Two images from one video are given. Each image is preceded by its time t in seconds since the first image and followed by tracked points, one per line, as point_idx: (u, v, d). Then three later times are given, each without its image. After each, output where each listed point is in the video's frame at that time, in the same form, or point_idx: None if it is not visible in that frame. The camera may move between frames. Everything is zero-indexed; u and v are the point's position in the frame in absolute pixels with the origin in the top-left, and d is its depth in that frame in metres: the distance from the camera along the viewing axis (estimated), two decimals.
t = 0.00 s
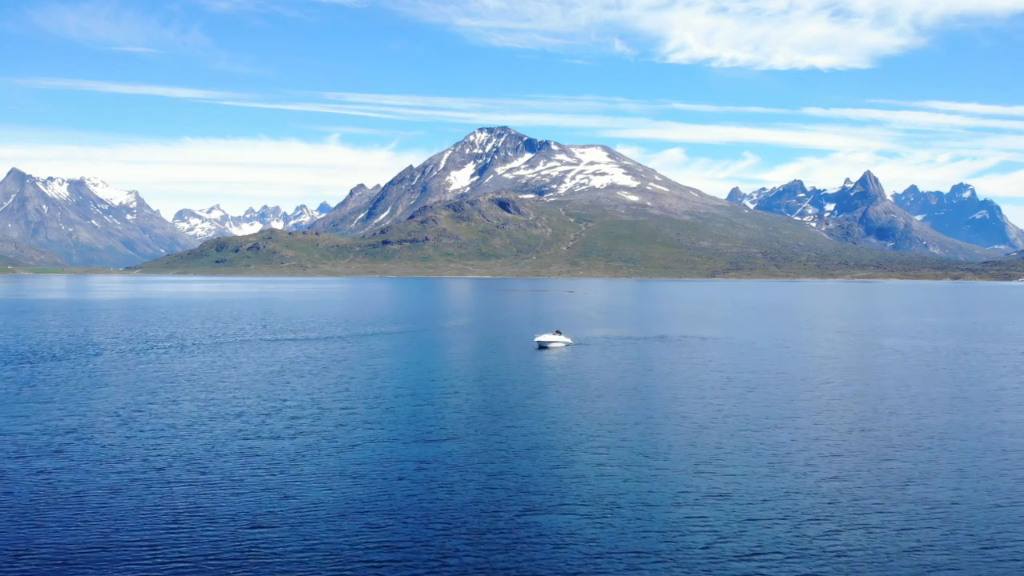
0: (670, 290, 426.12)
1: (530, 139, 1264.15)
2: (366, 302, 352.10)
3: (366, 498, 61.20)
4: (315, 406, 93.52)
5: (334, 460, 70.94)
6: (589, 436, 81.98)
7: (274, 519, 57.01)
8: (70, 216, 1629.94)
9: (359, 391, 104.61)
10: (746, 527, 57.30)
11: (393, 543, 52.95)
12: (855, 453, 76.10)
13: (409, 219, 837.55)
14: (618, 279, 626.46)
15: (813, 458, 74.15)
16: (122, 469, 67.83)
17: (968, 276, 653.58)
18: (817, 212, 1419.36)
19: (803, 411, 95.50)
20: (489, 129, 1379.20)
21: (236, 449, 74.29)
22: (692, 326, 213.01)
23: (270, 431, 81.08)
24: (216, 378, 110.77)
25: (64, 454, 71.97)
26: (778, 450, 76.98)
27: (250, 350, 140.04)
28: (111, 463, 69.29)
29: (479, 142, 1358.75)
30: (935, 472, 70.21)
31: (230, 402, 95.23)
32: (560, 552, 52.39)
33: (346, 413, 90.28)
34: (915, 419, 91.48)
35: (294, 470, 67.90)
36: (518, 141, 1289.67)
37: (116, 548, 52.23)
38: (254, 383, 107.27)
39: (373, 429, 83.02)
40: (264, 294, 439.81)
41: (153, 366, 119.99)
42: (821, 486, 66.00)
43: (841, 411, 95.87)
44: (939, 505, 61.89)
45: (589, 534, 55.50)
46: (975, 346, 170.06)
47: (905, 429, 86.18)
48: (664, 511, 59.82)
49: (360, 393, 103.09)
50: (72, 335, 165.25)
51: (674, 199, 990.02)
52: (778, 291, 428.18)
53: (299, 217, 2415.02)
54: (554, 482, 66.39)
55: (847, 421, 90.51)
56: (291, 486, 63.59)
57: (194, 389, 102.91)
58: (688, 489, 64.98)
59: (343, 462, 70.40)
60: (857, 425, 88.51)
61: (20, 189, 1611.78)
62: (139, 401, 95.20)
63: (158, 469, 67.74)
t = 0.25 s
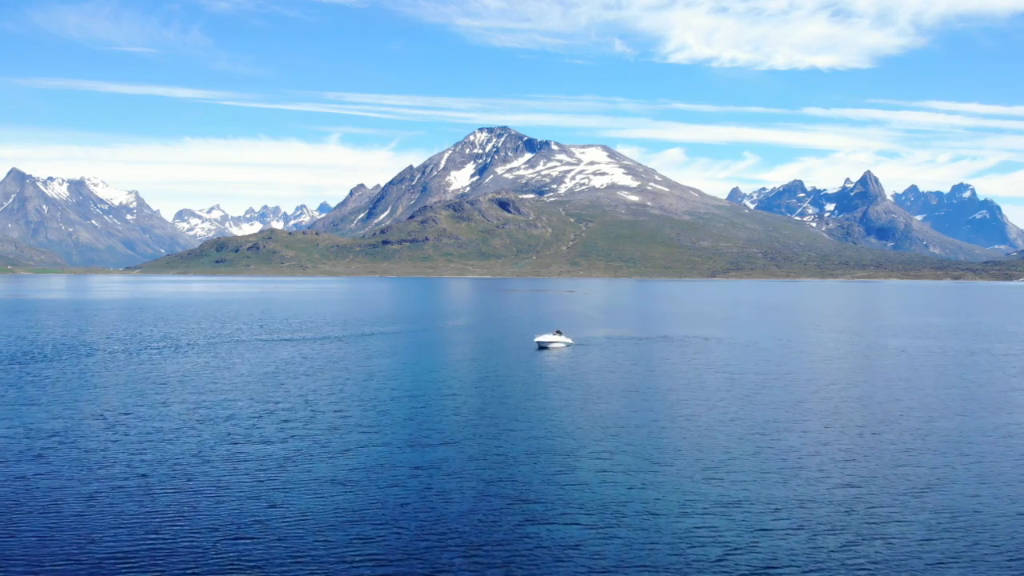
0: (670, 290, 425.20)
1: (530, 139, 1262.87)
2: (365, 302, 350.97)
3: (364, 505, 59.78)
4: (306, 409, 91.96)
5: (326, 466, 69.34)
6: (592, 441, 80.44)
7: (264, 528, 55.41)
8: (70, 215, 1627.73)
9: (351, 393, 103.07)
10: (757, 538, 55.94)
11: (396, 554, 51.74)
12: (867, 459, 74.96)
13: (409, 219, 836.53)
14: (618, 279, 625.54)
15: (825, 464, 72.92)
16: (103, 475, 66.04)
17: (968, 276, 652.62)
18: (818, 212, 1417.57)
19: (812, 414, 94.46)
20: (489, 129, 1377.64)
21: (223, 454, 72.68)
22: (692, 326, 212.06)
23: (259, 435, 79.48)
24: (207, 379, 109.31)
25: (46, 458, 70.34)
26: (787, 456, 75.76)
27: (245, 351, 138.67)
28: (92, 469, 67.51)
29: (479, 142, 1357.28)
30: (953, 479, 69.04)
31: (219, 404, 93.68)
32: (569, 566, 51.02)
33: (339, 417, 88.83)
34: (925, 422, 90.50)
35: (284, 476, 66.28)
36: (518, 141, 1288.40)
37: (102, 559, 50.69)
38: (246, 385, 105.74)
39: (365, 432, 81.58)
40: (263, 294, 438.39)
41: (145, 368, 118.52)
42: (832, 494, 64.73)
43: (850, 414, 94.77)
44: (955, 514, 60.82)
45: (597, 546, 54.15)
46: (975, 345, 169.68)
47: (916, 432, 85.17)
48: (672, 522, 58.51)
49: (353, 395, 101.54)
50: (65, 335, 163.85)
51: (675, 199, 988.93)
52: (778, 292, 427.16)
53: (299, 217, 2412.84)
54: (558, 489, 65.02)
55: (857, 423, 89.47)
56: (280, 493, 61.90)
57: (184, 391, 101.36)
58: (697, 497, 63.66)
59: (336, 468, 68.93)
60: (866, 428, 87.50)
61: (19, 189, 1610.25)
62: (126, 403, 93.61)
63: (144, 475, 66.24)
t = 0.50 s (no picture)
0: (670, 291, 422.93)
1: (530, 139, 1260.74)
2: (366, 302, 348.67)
3: (354, 516, 54.24)
4: (307, 409, 83.92)
5: (320, 471, 62.69)
6: (593, 442, 74.70)
7: (253, 544, 49.24)
8: (70, 215, 1626.55)
9: (356, 393, 94.23)
10: (780, 554, 50.71)
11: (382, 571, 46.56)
12: (883, 464, 69.26)
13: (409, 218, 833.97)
14: (619, 279, 622.71)
15: (838, 470, 67.28)
16: (80, 482, 59.50)
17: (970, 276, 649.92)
18: (818, 212, 1415.44)
19: (821, 416, 88.70)
20: (489, 129, 1375.63)
21: (198, 453, 67.79)
22: (695, 326, 210.01)
23: (253, 438, 71.77)
24: (199, 380, 103.06)
25: (11, 457, 65.62)
26: (799, 460, 69.94)
27: (239, 351, 134.57)
28: (69, 477, 60.55)
29: (479, 143, 1355.17)
30: (974, 487, 63.45)
31: (213, 406, 86.05)
32: None
33: (335, 415, 81.38)
34: (941, 425, 84.61)
35: (278, 484, 59.63)
36: (518, 141, 1286.45)
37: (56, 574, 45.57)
38: (241, 386, 98.63)
39: (364, 433, 74.16)
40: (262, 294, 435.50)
41: (134, 367, 113.92)
42: (851, 504, 59.15)
43: (860, 416, 88.99)
44: (994, 525, 55.79)
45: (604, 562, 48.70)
46: (979, 346, 166.78)
47: (933, 437, 79.20)
48: (685, 535, 53.07)
49: (358, 394, 93.36)
50: (58, 336, 160.47)
51: (675, 199, 986.60)
52: (779, 291, 424.16)
53: (299, 217, 2412.10)
54: (552, 495, 59.51)
55: (869, 426, 83.52)
56: (254, 497, 57.03)
57: (176, 392, 93.96)
58: (705, 507, 58.15)
59: (331, 473, 62.29)
60: (887, 429, 82.63)
61: (19, 189, 1608.77)
62: (114, 404, 86.19)
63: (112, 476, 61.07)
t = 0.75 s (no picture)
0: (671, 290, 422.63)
1: (531, 139, 1260.65)
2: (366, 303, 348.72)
3: (343, 529, 51.62)
4: (297, 414, 82.26)
5: (306, 480, 60.52)
6: (595, 445, 71.62)
7: (229, 561, 47.28)
8: (71, 215, 1627.74)
9: (349, 397, 92.34)
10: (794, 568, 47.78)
11: None
12: (898, 469, 66.17)
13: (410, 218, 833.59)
14: (619, 279, 622.07)
15: (852, 477, 63.85)
16: (58, 491, 57.57)
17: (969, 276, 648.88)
18: (818, 212, 1414.99)
19: (831, 418, 85.43)
20: (489, 129, 1375.73)
21: (182, 459, 65.84)
22: (697, 326, 209.38)
23: (239, 444, 70.08)
24: (190, 383, 101.70)
25: None
26: (809, 466, 66.63)
27: (233, 352, 133.69)
28: (47, 484, 59.01)
29: (479, 143, 1355.11)
30: (997, 494, 60.13)
31: (201, 410, 84.54)
32: None
33: (327, 422, 78.89)
34: (957, 428, 81.04)
35: (261, 493, 57.59)
36: (518, 141, 1286.35)
37: None
38: (232, 389, 97.31)
39: (356, 439, 71.73)
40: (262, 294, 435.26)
41: (124, 369, 112.91)
42: (868, 513, 55.84)
43: (873, 417, 85.48)
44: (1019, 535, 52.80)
45: None
46: (982, 347, 164.92)
47: (950, 440, 75.72)
48: (692, 548, 50.07)
49: (350, 398, 91.58)
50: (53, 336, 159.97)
51: (675, 198, 986.12)
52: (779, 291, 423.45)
53: (299, 216, 2413.16)
54: (549, 506, 56.25)
55: (882, 429, 80.05)
56: (238, 507, 54.69)
57: (166, 396, 92.66)
58: (713, 517, 54.93)
59: (317, 481, 60.11)
60: (901, 430, 79.62)
61: (20, 189, 1609.89)
62: (102, 408, 84.88)
63: (92, 484, 59.17)
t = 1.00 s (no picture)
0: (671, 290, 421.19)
1: (531, 139, 1258.98)
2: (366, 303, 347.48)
3: (335, 542, 49.94)
4: (288, 417, 80.97)
5: (295, 487, 58.96)
6: (597, 450, 69.96)
7: (211, 574, 45.68)
8: (71, 215, 1625.84)
9: (343, 400, 91.04)
10: None
11: None
12: (915, 475, 64.38)
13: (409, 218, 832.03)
14: (619, 279, 620.74)
15: (867, 483, 62.11)
16: (34, 499, 56.15)
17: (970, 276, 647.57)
18: (818, 212, 1413.36)
19: (840, 421, 83.86)
20: (489, 129, 1374.06)
21: (166, 465, 64.25)
22: (698, 326, 208.08)
23: (226, 449, 68.66)
24: (181, 384, 100.45)
25: None
26: (822, 473, 64.92)
27: (228, 352, 132.53)
28: (24, 491, 57.52)
29: (479, 143, 1353.33)
30: (1017, 502, 58.60)
31: (189, 413, 83.27)
32: None
33: (319, 426, 77.39)
34: (971, 432, 79.58)
35: (248, 501, 56.08)
36: (518, 141, 1284.45)
37: None
38: (223, 391, 96.16)
39: (350, 445, 70.19)
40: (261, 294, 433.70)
41: (114, 370, 111.77)
42: (886, 523, 54.07)
43: (885, 421, 83.93)
44: None
45: None
46: (985, 347, 163.83)
47: (965, 445, 74.28)
48: (702, 563, 48.17)
49: (343, 401, 90.38)
50: (47, 336, 158.60)
51: (675, 198, 984.79)
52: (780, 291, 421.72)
53: (300, 217, 2411.98)
54: (554, 516, 54.40)
55: (895, 433, 78.49)
56: (223, 518, 52.97)
57: (155, 398, 91.45)
58: (724, 527, 53.20)
59: (306, 489, 58.54)
60: (914, 434, 77.85)
61: (19, 189, 1607.91)
62: (88, 411, 83.74)
63: (71, 491, 57.69)
